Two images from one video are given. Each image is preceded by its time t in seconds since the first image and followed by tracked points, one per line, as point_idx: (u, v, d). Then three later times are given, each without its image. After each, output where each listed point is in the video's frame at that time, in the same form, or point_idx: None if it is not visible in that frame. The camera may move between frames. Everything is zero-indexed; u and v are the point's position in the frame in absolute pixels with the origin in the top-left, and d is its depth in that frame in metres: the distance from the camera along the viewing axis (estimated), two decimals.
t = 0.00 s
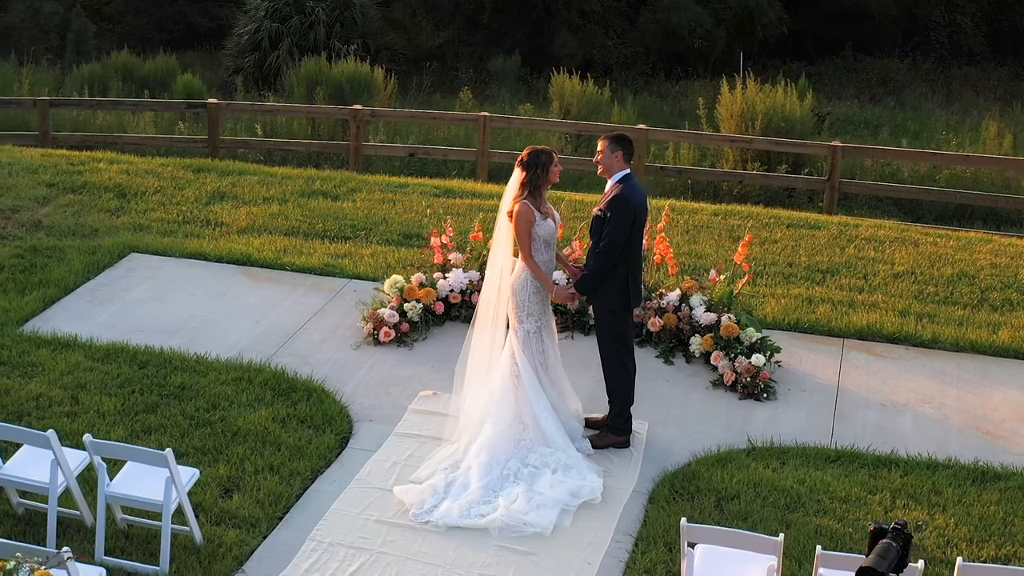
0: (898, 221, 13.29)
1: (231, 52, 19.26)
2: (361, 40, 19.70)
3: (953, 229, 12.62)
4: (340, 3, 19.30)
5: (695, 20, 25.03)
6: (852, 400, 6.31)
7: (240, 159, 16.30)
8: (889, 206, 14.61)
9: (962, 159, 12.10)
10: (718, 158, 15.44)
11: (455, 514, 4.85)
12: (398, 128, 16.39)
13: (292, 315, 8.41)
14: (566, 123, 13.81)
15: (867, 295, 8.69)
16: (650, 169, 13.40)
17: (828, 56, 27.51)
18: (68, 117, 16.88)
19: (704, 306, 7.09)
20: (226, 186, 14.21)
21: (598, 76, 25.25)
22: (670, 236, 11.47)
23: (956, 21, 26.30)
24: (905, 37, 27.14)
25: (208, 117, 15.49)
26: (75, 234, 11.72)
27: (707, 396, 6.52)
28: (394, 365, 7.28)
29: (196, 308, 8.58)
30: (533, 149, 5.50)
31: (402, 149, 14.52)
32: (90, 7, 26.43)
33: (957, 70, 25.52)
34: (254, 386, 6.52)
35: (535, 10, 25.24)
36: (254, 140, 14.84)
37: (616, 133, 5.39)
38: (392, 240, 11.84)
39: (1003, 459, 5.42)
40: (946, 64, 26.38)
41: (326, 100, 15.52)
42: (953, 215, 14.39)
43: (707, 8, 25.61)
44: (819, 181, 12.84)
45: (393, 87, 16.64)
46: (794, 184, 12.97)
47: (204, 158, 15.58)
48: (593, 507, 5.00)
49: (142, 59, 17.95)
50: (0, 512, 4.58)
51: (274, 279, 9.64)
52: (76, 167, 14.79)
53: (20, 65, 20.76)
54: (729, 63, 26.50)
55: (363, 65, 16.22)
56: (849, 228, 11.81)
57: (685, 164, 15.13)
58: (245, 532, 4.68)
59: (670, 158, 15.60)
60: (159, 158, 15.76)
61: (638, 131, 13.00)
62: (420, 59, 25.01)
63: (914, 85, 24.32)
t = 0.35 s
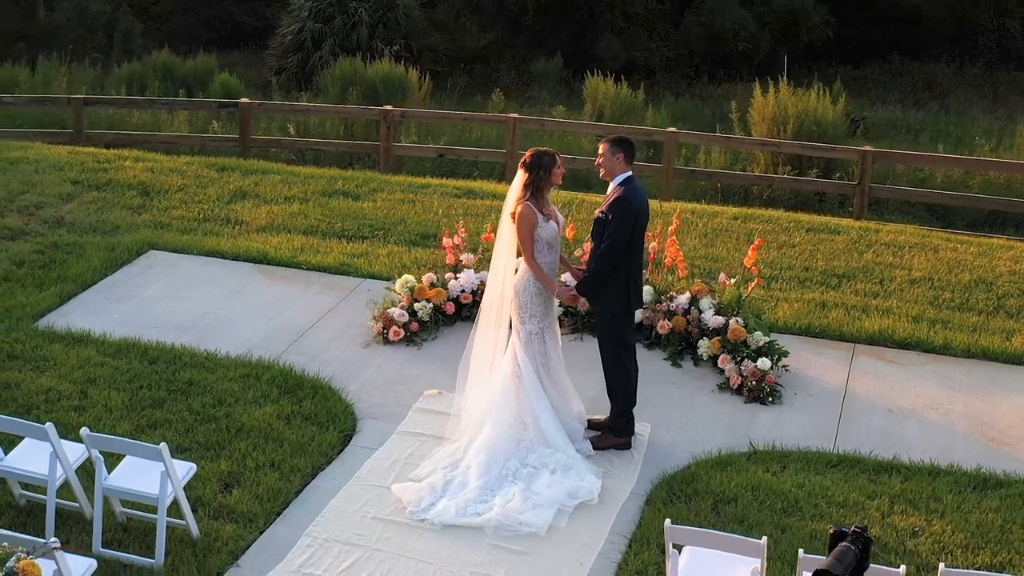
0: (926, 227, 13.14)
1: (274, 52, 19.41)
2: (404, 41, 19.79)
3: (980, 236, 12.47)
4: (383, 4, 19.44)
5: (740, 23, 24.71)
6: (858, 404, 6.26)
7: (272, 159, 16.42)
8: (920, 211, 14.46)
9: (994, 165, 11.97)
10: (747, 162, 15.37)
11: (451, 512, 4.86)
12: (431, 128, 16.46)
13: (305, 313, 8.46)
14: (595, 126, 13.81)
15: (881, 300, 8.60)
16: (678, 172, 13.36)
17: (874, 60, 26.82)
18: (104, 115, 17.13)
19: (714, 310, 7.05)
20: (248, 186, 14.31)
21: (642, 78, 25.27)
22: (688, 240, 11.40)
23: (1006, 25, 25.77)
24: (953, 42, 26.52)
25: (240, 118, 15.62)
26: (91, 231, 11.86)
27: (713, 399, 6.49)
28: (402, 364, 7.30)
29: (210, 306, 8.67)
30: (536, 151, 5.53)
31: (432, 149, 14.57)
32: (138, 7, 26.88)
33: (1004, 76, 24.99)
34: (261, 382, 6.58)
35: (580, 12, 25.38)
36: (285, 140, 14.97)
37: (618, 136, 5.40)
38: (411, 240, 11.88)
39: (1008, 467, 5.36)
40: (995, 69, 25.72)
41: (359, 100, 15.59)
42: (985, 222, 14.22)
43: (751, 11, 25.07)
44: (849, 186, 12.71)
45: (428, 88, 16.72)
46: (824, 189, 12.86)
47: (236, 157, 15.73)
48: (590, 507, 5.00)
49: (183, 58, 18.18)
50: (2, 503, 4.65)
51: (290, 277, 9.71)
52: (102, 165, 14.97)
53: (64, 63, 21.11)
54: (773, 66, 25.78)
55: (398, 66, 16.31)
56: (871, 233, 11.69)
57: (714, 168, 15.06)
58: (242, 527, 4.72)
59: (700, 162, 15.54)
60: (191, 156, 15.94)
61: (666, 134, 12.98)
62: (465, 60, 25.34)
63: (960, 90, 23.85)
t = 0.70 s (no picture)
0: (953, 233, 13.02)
1: (314, 52, 19.54)
2: (442, 42, 19.85)
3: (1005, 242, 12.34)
4: (422, 6, 19.55)
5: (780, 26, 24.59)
6: (864, 408, 6.22)
7: (301, 159, 16.50)
8: (949, 217, 14.35)
9: None
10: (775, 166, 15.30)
11: (450, 511, 4.87)
12: (461, 128, 16.51)
13: (316, 312, 8.52)
14: (622, 128, 13.80)
15: (895, 305, 8.51)
16: (705, 176, 13.33)
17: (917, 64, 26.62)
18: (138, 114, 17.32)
19: (723, 312, 7.02)
20: (269, 185, 14.41)
21: (682, 80, 25.26)
22: (704, 243, 11.33)
23: None
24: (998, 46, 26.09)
25: (269, 117, 15.74)
26: (112, 228, 12.00)
27: (719, 402, 6.45)
28: (410, 364, 7.32)
29: (223, 303, 8.74)
30: (541, 153, 5.54)
31: (459, 150, 14.61)
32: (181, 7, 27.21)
33: None
34: (269, 380, 6.63)
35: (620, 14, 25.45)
36: (314, 140, 15.06)
37: (622, 139, 5.40)
38: (426, 241, 11.90)
39: (1012, 474, 5.31)
40: None
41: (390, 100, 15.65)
42: (1015, 228, 14.10)
43: (792, 14, 24.93)
44: (876, 190, 12.60)
45: (459, 90, 16.79)
46: (851, 194, 12.76)
47: (265, 157, 15.83)
48: (588, 508, 5.01)
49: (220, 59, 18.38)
50: (6, 495, 4.72)
51: (304, 276, 9.76)
52: (126, 163, 15.13)
53: (103, 62, 21.35)
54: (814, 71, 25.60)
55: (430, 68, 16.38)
56: (890, 238, 11.57)
57: (742, 171, 14.99)
58: (241, 522, 4.76)
59: (727, 165, 15.48)
60: (219, 156, 16.08)
61: (693, 137, 12.96)
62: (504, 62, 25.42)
63: (1002, 96, 23.56)
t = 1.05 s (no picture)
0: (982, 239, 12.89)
1: (357, 53, 19.75)
2: (485, 44, 19.95)
3: None
4: (464, 7, 19.66)
5: (824, 30, 24.62)
6: (871, 414, 6.17)
7: (333, 159, 16.61)
8: (982, 223, 14.22)
9: None
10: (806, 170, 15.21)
11: (448, 510, 4.89)
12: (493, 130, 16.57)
13: (330, 312, 8.57)
14: (652, 131, 13.77)
15: (910, 310, 8.42)
16: (734, 179, 13.31)
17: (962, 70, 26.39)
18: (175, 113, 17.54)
19: (734, 316, 7.00)
20: (293, 185, 14.51)
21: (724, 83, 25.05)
22: (724, 247, 11.27)
23: None
24: None
25: (302, 117, 15.87)
26: (137, 226, 12.16)
27: (726, 405, 6.42)
28: (419, 364, 7.34)
29: (238, 302, 8.81)
30: (546, 155, 5.54)
31: (489, 152, 14.65)
32: (227, 7, 27.54)
33: None
34: (278, 378, 6.68)
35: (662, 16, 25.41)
36: (345, 140, 15.17)
37: (627, 142, 5.38)
38: (443, 241, 11.93)
39: (1018, 481, 5.26)
40: None
41: (425, 101, 15.76)
42: None
43: (837, 18, 24.99)
44: (907, 196, 12.49)
45: (492, 92, 16.86)
46: (881, 199, 12.67)
47: (296, 156, 15.96)
48: (588, 509, 5.01)
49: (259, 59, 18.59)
50: (12, 488, 4.80)
51: (321, 276, 9.82)
52: (152, 162, 15.29)
53: (144, 61, 21.62)
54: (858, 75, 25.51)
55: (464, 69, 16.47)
56: (912, 244, 11.46)
57: (772, 175, 14.92)
58: (241, 517, 4.81)
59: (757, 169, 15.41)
60: (250, 155, 16.23)
61: (723, 141, 12.94)
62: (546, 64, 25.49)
63: None
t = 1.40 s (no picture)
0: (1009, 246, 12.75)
1: (395, 54, 19.90)
2: (522, 45, 20.00)
3: None
4: (503, 8, 19.67)
5: (865, 34, 24.24)
6: (878, 419, 6.13)
7: (363, 159, 16.72)
8: (1012, 229, 14.08)
9: None
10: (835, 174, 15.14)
11: (447, 509, 4.90)
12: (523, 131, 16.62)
13: (343, 311, 8.61)
14: (682, 134, 13.72)
15: (925, 316, 8.34)
16: (762, 182, 13.25)
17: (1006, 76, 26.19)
18: (208, 113, 17.73)
19: (743, 320, 6.96)
20: (313, 185, 14.61)
21: (764, 87, 24.67)
22: (740, 250, 11.22)
23: None
24: None
25: (330, 118, 15.97)
26: (159, 224, 12.30)
27: (732, 409, 6.39)
28: (428, 363, 7.31)
29: (251, 300, 8.89)
30: (552, 158, 5.55)
31: (517, 153, 14.68)
32: (270, 7, 27.86)
33: None
34: (287, 376, 6.72)
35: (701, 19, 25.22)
36: (373, 140, 15.26)
37: (632, 145, 5.35)
38: (459, 241, 11.96)
39: None
40: None
41: (456, 102, 15.84)
42: None
43: (877, 21, 24.58)
44: (935, 201, 12.36)
45: (523, 93, 16.90)
46: (909, 204, 12.57)
47: (324, 157, 16.07)
48: (587, 510, 5.01)
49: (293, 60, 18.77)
50: (18, 481, 4.88)
51: (335, 275, 9.86)
52: (175, 161, 15.44)
53: (181, 60, 21.88)
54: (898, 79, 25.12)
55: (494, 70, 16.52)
56: (931, 249, 11.33)
57: (800, 180, 14.85)
58: (242, 513, 4.85)
59: (786, 173, 15.34)
60: (276, 155, 16.37)
61: (750, 144, 12.91)
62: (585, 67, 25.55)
63: None
